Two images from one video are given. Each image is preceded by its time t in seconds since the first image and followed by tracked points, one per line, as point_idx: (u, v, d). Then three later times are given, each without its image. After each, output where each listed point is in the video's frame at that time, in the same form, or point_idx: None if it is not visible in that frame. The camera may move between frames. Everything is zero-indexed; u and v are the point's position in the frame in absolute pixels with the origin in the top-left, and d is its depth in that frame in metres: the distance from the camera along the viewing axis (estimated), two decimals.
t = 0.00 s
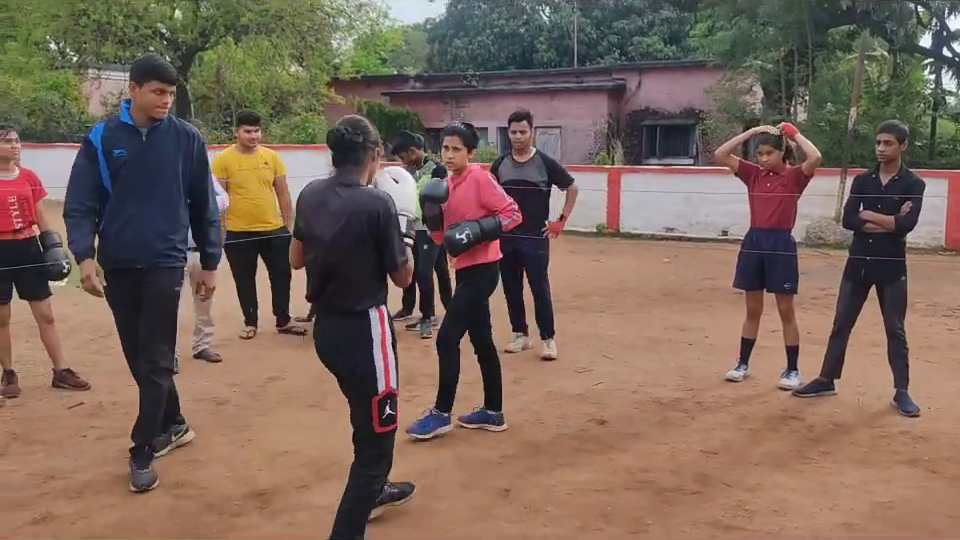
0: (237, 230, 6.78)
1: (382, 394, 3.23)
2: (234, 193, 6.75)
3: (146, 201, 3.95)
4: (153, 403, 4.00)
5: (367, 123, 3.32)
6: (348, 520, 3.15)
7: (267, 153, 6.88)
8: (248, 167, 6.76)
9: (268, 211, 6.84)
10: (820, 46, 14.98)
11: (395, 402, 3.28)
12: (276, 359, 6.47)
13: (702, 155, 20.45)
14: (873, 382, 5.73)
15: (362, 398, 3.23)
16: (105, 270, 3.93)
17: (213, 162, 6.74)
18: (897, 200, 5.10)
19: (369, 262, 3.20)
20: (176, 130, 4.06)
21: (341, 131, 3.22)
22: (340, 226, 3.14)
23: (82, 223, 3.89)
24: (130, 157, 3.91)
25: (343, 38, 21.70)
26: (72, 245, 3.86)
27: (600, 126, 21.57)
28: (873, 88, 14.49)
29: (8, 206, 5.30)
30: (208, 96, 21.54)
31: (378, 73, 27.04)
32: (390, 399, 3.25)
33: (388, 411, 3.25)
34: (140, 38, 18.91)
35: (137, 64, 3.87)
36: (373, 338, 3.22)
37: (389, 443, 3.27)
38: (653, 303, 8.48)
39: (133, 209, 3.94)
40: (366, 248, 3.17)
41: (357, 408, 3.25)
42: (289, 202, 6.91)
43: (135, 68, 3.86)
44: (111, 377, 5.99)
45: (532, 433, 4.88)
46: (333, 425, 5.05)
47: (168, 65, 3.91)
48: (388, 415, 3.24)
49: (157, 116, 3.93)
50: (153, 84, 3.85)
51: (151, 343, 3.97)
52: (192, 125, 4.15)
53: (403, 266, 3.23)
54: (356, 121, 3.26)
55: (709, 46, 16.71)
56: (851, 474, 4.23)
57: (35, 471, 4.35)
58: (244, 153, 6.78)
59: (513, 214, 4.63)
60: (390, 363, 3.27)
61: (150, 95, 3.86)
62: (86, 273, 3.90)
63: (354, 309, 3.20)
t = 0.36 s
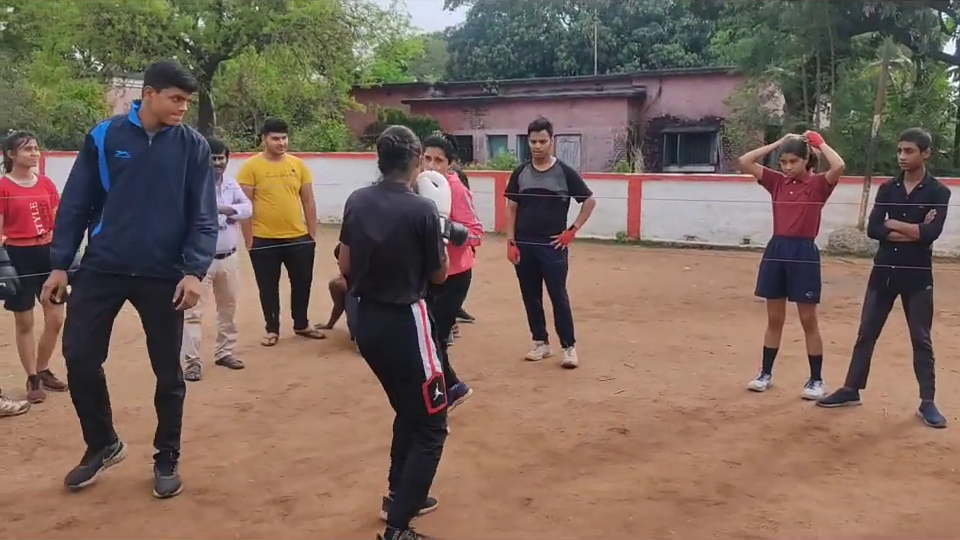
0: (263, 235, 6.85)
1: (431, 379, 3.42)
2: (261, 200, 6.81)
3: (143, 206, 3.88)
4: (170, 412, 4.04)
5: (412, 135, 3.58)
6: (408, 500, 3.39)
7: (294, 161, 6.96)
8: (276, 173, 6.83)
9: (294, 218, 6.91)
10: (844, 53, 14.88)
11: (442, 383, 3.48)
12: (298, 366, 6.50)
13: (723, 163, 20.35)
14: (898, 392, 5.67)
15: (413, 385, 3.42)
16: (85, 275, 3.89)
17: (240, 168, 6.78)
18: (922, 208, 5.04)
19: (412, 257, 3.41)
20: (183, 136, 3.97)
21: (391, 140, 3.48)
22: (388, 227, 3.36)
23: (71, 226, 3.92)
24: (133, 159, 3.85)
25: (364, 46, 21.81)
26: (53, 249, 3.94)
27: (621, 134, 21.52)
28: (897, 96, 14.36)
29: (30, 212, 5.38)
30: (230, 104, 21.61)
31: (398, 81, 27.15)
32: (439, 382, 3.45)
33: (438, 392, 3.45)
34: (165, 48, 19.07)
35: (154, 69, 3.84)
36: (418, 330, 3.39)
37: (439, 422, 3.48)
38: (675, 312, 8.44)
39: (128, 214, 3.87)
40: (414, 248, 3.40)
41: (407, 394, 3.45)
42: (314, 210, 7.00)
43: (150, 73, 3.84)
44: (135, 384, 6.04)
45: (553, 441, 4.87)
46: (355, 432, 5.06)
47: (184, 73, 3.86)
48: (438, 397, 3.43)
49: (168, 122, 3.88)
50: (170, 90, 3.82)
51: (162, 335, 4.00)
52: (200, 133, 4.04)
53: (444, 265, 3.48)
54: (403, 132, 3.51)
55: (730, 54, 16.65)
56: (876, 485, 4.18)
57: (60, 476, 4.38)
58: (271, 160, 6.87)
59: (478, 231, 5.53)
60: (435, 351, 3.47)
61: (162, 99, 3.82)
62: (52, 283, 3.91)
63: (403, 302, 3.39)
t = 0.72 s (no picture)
0: (287, 235, 6.86)
1: (451, 381, 3.53)
2: (287, 200, 6.81)
3: (125, 217, 3.72)
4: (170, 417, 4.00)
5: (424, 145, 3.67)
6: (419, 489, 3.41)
7: (319, 163, 7.00)
8: (304, 175, 6.84)
9: (318, 219, 6.94)
10: (856, 56, 14.82)
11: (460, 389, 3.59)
12: (309, 368, 6.51)
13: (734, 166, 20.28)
14: (913, 397, 5.63)
15: (434, 384, 3.51)
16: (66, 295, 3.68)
17: (268, 168, 6.77)
18: (937, 212, 5.01)
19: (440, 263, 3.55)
20: (147, 138, 3.83)
21: (410, 154, 3.55)
22: (419, 237, 3.49)
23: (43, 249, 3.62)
24: (104, 169, 3.67)
25: (374, 49, 21.83)
26: (23, 273, 3.61)
27: (631, 137, 21.48)
28: (909, 98, 14.28)
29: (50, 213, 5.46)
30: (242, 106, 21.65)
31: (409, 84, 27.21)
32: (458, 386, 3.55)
33: (455, 395, 3.54)
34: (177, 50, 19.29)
35: (114, 71, 3.65)
36: (445, 332, 3.53)
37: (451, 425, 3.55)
38: (686, 315, 8.41)
39: (110, 225, 3.69)
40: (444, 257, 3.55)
41: (426, 391, 3.53)
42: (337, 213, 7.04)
43: (111, 76, 3.64)
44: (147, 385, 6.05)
45: (565, 445, 4.85)
46: (367, 434, 5.05)
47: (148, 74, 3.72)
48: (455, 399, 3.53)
49: (132, 124, 3.71)
50: (135, 92, 3.66)
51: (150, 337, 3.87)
52: (160, 130, 3.93)
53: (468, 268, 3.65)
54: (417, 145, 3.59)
55: (741, 57, 16.60)
56: (891, 490, 4.15)
57: (72, 478, 4.39)
58: (299, 161, 6.88)
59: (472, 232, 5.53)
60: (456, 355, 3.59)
61: (128, 103, 3.66)
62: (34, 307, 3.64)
63: (435, 308, 3.52)
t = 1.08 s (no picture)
0: (296, 234, 6.85)
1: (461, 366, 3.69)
2: (297, 199, 6.82)
3: (89, 214, 3.57)
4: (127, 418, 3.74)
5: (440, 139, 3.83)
6: (432, 474, 3.68)
7: (331, 163, 7.00)
8: (314, 174, 6.86)
9: (328, 219, 6.94)
10: (862, 56, 14.79)
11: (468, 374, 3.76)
12: (315, 368, 6.51)
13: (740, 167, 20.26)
14: (921, 398, 5.61)
15: (445, 369, 3.66)
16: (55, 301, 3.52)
17: (279, 167, 6.79)
18: (946, 212, 4.97)
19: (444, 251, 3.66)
20: (99, 131, 3.67)
21: (421, 146, 3.71)
22: (420, 224, 3.62)
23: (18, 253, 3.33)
24: (70, 166, 3.49)
25: (379, 50, 21.86)
26: (11, 280, 3.24)
27: (636, 138, 21.46)
28: (916, 99, 14.23)
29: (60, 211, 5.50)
30: (247, 107, 22.01)
31: (415, 84, 27.23)
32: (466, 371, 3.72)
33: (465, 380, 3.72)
34: (182, 52, 19.31)
35: (67, 60, 3.46)
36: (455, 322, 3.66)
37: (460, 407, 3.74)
38: (693, 316, 8.39)
39: (77, 224, 3.53)
40: (449, 244, 3.66)
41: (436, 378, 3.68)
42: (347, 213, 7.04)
43: (67, 67, 3.45)
44: (153, 385, 6.06)
45: (571, 445, 4.84)
46: (372, 435, 5.05)
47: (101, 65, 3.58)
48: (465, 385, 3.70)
49: (89, 117, 3.56)
50: (92, 82, 3.52)
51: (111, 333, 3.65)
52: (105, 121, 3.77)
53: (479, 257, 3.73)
54: (432, 138, 3.75)
55: (747, 57, 16.56)
56: (899, 492, 4.14)
57: (79, 478, 4.39)
58: (309, 161, 6.89)
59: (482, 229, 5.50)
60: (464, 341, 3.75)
61: (85, 94, 3.51)
62: (37, 311, 3.26)
63: (441, 293, 3.65)
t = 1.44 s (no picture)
0: (287, 236, 6.85)
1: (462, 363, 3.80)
2: (286, 200, 6.81)
3: (92, 215, 3.51)
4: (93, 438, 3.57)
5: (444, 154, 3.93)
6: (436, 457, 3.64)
7: (320, 163, 7.00)
8: (304, 175, 6.84)
9: (319, 219, 6.93)
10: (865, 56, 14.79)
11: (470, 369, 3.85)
12: (317, 368, 6.51)
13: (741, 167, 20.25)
14: (923, 398, 5.60)
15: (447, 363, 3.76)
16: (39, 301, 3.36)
17: (268, 169, 6.78)
18: (948, 212, 4.96)
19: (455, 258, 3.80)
20: (107, 131, 3.62)
21: (436, 160, 3.80)
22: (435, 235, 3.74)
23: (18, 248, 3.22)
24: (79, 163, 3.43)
25: (381, 50, 21.88)
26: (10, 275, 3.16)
27: (638, 138, 21.46)
28: (918, 99, 14.22)
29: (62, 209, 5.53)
30: (249, 107, 22.04)
31: (417, 84, 27.25)
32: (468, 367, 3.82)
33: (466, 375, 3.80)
34: (184, 52, 19.34)
35: (92, 55, 3.41)
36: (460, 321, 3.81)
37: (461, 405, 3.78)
38: (695, 316, 8.38)
39: (82, 223, 3.47)
40: (467, 252, 3.80)
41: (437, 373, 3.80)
42: (337, 212, 7.03)
43: (92, 61, 3.41)
44: (153, 385, 6.07)
45: (572, 446, 4.83)
46: (373, 435, 5.05)
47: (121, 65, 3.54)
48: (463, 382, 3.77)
49: (102, 115, 3.50)
50: (115, 80, 3.48)
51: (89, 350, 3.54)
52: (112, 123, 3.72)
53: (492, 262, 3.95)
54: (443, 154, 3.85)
55: (749, 57, 16.52)
56: (901, 492, 4.13)
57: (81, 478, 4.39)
58: (299, 161, 6.88)
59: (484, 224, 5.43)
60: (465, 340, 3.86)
61: (107, 90, 3.46)
62: (29, 312, 3.18)
63: (457, 297, 3.77)
